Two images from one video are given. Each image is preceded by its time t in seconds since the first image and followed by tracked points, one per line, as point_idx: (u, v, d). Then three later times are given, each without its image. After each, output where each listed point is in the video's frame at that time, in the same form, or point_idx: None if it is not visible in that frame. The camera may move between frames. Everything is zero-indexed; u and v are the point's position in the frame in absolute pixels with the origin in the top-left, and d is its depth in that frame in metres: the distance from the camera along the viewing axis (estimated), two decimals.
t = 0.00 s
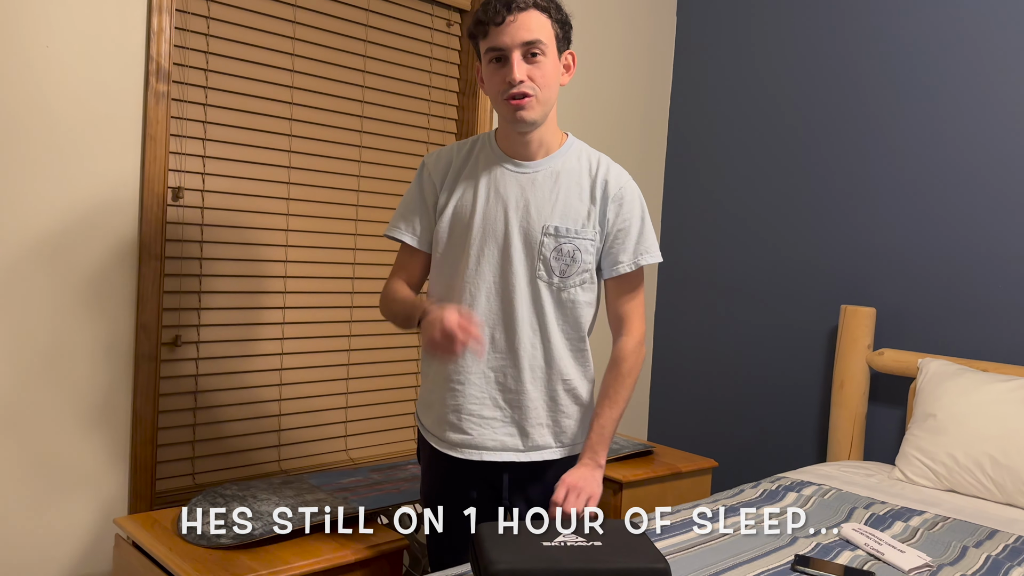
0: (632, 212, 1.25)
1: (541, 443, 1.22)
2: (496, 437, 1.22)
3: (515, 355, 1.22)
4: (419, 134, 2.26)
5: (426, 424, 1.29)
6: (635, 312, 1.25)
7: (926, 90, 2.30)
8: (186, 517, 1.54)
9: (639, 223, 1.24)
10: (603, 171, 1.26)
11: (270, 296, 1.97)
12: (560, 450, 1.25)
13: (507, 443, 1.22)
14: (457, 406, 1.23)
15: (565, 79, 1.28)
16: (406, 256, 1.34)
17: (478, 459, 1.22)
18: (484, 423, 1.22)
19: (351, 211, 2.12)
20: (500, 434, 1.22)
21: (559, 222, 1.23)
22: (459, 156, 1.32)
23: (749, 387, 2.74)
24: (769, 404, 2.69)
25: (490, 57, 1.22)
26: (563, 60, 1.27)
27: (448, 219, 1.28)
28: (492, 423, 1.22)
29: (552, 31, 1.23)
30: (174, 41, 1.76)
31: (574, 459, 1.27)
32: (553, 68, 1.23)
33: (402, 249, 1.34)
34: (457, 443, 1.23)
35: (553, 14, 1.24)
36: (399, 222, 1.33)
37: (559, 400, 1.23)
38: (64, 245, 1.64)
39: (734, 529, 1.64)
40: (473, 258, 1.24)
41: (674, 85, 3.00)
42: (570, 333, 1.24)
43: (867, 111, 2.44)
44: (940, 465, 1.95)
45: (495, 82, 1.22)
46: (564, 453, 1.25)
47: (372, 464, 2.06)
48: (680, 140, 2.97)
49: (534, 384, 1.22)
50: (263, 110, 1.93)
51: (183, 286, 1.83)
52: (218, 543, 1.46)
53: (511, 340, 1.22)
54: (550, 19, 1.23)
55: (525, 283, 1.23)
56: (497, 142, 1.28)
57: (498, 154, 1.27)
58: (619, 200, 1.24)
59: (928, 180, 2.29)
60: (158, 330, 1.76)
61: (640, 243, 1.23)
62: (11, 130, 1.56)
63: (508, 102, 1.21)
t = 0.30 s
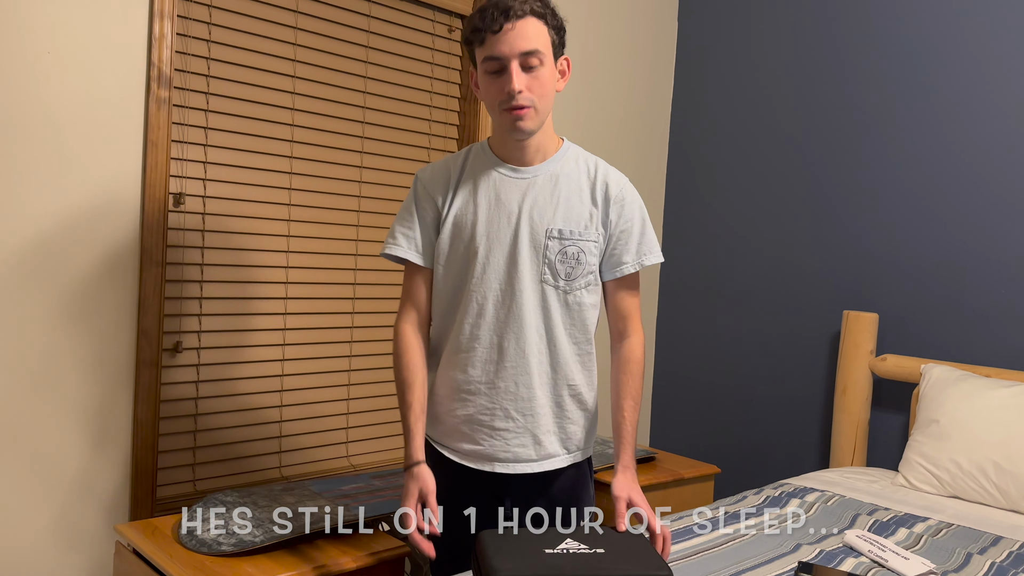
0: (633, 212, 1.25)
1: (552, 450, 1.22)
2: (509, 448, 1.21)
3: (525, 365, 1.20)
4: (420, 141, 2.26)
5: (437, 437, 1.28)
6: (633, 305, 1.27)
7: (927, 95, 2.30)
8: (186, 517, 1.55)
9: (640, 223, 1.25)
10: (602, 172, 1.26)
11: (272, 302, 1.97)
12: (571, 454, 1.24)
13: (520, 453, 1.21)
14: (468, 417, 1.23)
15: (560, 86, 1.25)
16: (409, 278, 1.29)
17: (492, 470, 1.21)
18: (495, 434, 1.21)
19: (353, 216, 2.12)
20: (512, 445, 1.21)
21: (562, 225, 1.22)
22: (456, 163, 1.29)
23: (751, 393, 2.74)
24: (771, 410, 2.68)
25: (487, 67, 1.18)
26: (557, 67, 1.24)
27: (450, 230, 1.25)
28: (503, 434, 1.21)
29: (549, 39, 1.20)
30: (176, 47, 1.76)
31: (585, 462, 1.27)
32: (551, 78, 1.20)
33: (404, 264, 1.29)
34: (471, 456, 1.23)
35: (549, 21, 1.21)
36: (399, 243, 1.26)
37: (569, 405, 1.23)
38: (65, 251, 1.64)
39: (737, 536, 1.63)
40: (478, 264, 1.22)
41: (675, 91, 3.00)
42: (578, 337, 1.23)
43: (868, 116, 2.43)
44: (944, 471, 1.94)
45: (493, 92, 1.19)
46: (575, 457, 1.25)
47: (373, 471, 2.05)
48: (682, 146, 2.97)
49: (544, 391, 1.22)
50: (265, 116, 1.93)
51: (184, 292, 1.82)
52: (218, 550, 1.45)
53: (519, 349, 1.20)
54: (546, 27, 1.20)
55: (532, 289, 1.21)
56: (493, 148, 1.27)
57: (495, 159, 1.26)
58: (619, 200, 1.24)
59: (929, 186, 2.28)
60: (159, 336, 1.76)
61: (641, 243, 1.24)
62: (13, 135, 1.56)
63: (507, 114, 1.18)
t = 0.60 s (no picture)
0: (620, 218, 1.25)
1: (558, 457, 1.22)
2: (515, 456, 1.20)
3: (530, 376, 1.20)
4: (421, 145, 2.27)
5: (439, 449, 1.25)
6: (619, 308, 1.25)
7: (927, 99, 2.30)
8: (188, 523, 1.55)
9: (629, 227, 1.25)
10: (587, 179, 1.24)
11: (272, 306, 1.97)
12: (576, 458, 1.24)
13: (527, 462, 1.20)
14: (472, 431, 1.20)
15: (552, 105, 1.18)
16: (415, 296, 1.22)
17: (500, 479, 1.21)
18: (501, 445, 1.20)
19: (353, 221, 2.12)
20: (518, 455, 1.20)
21: (558, 234, 1.21)
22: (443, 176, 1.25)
23: (752, 397, 2.73)
24: (772, 415, 2.68)
25: (477, 112, 1.11)
26: (549, 90, 1.16)
27: (450, 249, 1.22)
28: (509, 444, 1.20)
29: (540, 74, 1.11)
30: (177, 51, 1.76)
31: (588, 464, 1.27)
32: (544, 114, 1.13)
33: (406, 283, 1.23)
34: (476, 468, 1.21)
35: (539, 55, 1.11)
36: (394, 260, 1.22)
37: (572, 413, 1.23)
38: (66, 256, 1.64)
39: (738, 542, 1.63)
40: (478, 278, 1.20)
41: (675, 95, 3.01)
42: (579, 345, 1.23)
43: (868, 121, 2.43)
44: (945, 476, 1.94)
45: (485, 134, 1.13)
46: (579, 462, 1.25)
47: (374, 476, 2.05)
48: (682, 150, 2.98)
49: (548, 402, 1.21)
50: (265, 120, 1.93)
51: (183, 297, 1.82)
52: (218, 555, 1.45)
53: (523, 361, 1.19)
54: (537, 60, 1.10)
55: (534, 301, 1.20)
56: (482, 163, 1.22)
57: (485, 174, 1.22)
58: (607, 207, 1.24)
59: (929, 190, 2.28)
60: (159, 341, 1.77)
61: (623, 248, 1.24)
62: (15, 139, 1.56)
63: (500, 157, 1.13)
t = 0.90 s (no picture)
0: (616, 220, 1.27)
1: (556, 460, 1.23)
2: (514, 462, 1.21)
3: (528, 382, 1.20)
4: (422, 150, 2.27)
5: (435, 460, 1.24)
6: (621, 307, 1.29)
7: (926, 104, 2.30)
8: (189, 528, 1.55)
9: (624, 228, 1.27)
10: (583, 181, 1.25)
11: (273, 310, 1.97)
12: (575, 458, 1.26)
13: (527, 467, 1.21)
14: (471, 439, 1.20)
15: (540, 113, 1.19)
16: (406, 301, 1.22)
17: (500, 484, 1.21)
18: (500, 452, 1.20)
19: (354, 225, 2.12)
20: (518, 460, 1.21)
21: (555, 239, 1.21)
22: (434, 183, 1.24)
23: (752, 401, 2.74)
24: (772, 419, 2.68)
25: (464, 126, 1.11)
26: (536, 99, 1.16)
27: (443, 256, 1.21)
28: (508, 450, 1.20)
29: (526, 85, 1.11)
30: (178, 56, 1.77)
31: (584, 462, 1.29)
32: (531, 123, 1.13)
33: (398, 288, 1.22)
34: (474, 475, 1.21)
35: (525, 64, 1.10)
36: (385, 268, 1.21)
37: (569, 418, 1.23)
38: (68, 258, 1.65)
39: (737, 545, 1.63)
40: (475, 286, 1.19)
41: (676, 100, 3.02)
42: (575, 348, 1.23)
43: (868, 125, 2.44)
44: (945, 480, 1.94)
45: (474, 146, 1.13)
46: (577, 461, 1.26)
47: (374, 480, 2.05)
48: (681, 155, 2.99)
49: (546, 407, 1.21)
50: (265, 125, 1.93)
51: (185, 300, 1.83)
52: (219, 558, 1.45)
53: (522, 368, 1.20)
54: (522, 71, 1.10)
55: (532, 308, 1.20)
56: (475, 169, 1.23)
57: (480, 180, 1.22)
58: (603, 210, 1.25)
59: (930, 193, 2.28)
60: (161, 344, 1.77)
61: (624, 247, 1.26)
62: (17, 142, 1.57)
63: (490, 168, 1.14)
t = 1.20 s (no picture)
0: (620, 216, 1.27)
1: (558, 457, 1.24)
2: (514, 460, 1.22)
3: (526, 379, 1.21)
4: (423, 148, 2.28)
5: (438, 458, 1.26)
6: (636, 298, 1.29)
7: (926, 103, 2.31)
8: (190, 523, 1.56)
9: (627, 224, 1.28)
10: (585, 178, 1.26)
11: (274, 307, 1.98)
12: (578, 455, 1.27)
13: (528, 464, 1.22)
14: (472, 436, 1.22)
15: (541, 112, 1.19)
16: (397, 295, 1.25)
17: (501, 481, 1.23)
18: (501, 449, 1.22)
19: (355, 223, 2.13)
20: (519, 457, 1.22)
21: (555, 236, 1.22)
22: (436, 182, 1.26)
23: (751, 400, 2.74)
24: (771, 417, 2.69)
25: (463, 125, 1.12)
26: (536, 98, 1.17)
27: (440, 254, 1.23)
28: (508, 447, 1.22)
29: (525, 85, 1.12)
30: (181, 54, 1.78)
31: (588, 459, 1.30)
32: (531, 122, 1.14)
33: (392, 283, 1.25)
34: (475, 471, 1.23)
35: (524, 64, 1.11)
36: (383, 263, 1.23)
37: (570, 415, 1.24)
38: (71, 255, 1.66)
39: (736, 542, 1.64)
40: (475, 283, 1.21)
41: (676, 100, 3.03)
42: (576, 345, 1.24)
43: (867, 124, 2.45)
44: (943, 479, 1.95)
45: (473, 144, 1.15)
46: (579, 458, 1.27)
47: (375, 477, 2.06)
48: (682, 153, 3.00)
49: (546, 404, 1.22)
50: (267, 123, 1.94)
51: (187, 297, 1.84)
52: (221, 553, 1.46)
53: (521, 365, 1.20)
54: (522, 72, 1.11)
55: (532, 305, 1.21)
56: (474, 166, 1.24)
57: (481, 178, 1.23)
58: (606, 207, 1.26)
59: (929, 193, 2.29)
60: (162, 341, 1.78)
61: (630, 244, 1.27)
62: (22, 139, 1.58)
63: (488, 166, 1.15)
